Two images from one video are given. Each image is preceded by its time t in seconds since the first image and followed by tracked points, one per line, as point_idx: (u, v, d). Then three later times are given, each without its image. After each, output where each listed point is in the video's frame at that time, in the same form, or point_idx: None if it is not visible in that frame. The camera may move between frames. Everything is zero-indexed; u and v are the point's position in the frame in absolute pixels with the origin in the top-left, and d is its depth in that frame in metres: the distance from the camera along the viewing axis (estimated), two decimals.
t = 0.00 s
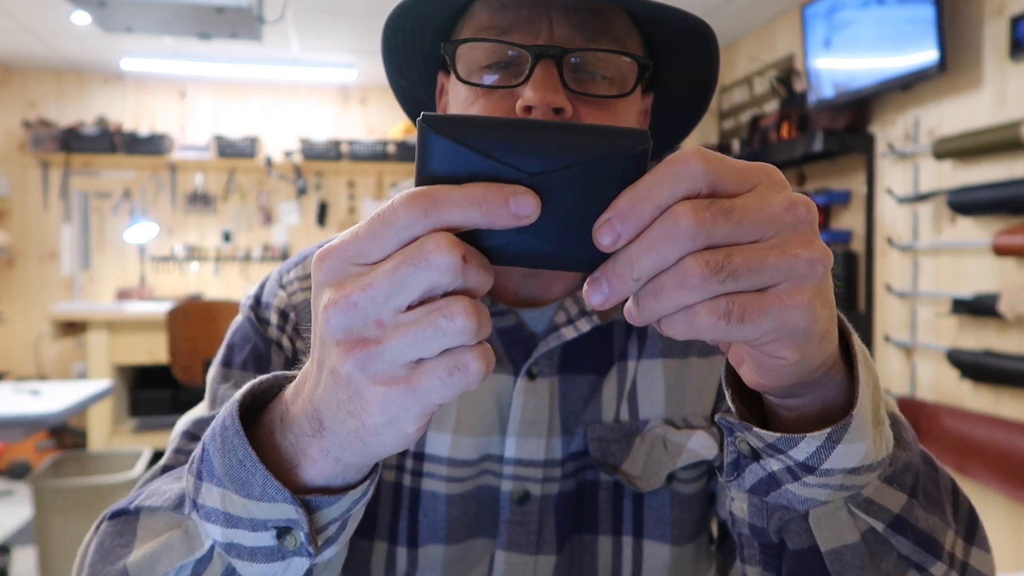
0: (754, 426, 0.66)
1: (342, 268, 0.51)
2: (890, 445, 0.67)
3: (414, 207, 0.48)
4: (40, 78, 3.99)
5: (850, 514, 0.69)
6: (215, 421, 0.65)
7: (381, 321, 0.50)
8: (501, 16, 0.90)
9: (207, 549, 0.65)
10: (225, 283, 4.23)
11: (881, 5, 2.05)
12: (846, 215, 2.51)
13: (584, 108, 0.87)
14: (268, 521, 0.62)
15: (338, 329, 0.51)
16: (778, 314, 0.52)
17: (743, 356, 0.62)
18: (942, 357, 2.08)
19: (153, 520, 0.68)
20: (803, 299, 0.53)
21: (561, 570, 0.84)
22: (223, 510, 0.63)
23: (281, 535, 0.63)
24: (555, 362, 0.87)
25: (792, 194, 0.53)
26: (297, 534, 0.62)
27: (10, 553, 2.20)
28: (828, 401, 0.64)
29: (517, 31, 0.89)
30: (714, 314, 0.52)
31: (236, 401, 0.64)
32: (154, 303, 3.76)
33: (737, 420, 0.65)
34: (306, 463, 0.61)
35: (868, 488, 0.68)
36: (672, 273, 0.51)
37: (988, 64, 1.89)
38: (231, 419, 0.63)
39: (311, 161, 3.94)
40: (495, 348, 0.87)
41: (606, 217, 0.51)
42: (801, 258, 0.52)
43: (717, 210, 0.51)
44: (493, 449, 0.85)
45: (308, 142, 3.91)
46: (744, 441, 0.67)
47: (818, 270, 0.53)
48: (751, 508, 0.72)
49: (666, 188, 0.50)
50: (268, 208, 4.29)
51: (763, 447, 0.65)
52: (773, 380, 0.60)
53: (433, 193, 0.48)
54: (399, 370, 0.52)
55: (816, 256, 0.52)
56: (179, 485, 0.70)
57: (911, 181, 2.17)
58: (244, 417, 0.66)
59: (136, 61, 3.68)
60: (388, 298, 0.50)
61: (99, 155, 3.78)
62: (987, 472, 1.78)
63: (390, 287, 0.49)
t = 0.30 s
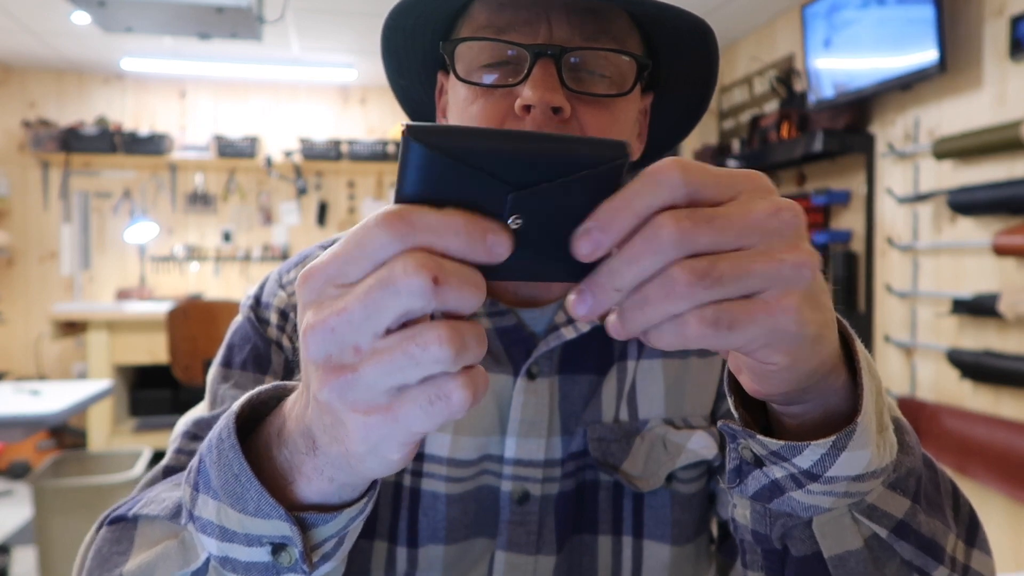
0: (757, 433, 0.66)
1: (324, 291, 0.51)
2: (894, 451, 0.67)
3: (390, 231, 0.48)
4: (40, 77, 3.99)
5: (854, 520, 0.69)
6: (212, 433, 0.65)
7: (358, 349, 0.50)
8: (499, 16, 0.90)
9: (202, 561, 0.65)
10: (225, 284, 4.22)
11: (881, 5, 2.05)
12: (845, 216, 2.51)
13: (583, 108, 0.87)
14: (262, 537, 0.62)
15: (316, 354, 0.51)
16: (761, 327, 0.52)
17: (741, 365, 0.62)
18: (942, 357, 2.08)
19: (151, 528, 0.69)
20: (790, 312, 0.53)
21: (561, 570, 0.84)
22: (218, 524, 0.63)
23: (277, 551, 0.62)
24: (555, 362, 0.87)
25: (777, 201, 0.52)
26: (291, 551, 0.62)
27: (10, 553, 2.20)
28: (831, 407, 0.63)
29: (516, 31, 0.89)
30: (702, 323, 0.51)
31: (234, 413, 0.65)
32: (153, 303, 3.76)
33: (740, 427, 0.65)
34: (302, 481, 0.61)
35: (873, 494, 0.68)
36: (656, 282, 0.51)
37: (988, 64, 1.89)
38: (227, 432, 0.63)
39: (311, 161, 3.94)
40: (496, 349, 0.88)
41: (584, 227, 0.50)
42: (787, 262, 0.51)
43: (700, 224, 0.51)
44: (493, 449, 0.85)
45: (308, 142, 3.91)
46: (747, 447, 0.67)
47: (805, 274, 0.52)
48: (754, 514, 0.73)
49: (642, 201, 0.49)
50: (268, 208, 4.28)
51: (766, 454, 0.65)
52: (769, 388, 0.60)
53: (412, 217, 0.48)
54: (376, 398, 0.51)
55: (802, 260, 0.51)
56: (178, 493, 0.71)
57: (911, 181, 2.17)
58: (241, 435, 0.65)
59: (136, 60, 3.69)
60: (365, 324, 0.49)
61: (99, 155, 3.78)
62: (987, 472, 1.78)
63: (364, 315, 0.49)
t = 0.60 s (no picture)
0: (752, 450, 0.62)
1: (491, 370, 0.40)
2: (892, 463, 0.65)
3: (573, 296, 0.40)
4: (40, 78, 3.99)
5: (851, 533, 0.68)
6: (222, 496, 0.57)
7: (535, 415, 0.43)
8: (497, 14, 0.90)
9: None
10: (225, 284, 4.22)
11: (881, 4, 2.05)
12: (845, 216, 2.51)
13: (582, 105, 0.86)
14: None
15: (499, 433, 0.41)
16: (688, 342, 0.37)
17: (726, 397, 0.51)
18: (942, 356, 2.08)
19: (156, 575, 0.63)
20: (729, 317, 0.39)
21: (561, 570, 0.84)
22: None
23: None
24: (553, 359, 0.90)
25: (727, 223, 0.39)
26: None
27: (10, 553, 2.20)
28: (829, 421, 0.60)
29: (515, 28, 0.89)
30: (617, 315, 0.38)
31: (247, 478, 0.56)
32: (154, 303, 3.76)
33: (733, 443, 0.61)
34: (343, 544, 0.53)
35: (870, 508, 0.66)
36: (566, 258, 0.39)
37: (988, 64, 1.89)
38: (246, 500, 0.55)
39: (311, 161, 3.94)
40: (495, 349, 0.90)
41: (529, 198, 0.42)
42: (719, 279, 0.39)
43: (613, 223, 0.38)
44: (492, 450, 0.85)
45: (308, 142, 3.91)
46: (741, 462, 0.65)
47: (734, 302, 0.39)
48: (750, 529, 0.71)
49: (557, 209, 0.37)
50: (268, 208, 4.28)
51: (761, 471, 0.62)
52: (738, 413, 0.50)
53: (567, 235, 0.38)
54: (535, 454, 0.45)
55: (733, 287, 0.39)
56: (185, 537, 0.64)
57: (912, 181, 2.16)
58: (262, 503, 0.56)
59: (136, 60, 3.69)
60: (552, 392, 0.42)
61: (99, 155, 3.78)
62: (987, 472, 1.78)
63: (555, 378, 0.41)
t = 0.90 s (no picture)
0: (773, 421, 0.66)
1: (318, 285, 0.40)
2: (906, 439, 0.68)
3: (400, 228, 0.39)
4: (40, 78, 4.00)
5: (867, 510, 0.69)
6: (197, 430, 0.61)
7: (339, 355, 0.38)
8: (499, 12, 0.91)
9: (186, 561, 0.63)
10: (225, 284, 4.22)
11: (881, 5, 2.05)
12: (846, 216, 2.51)
13: (583, 105, 0.86)
14: (243, 538, 0.58)
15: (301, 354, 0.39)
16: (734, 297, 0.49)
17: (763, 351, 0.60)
18: (942, 356, 2.08)
19: (141, 527, 0.66)
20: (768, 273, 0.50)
21: (561, 570, 0.84)
22: (201, 524, 0.60)
23: (257, 554, 0.59)
24: (554, 361, 0.89)
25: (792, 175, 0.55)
26: (270, 553, 0.58)
27: (10, 553, 2.20)
28: (849, 393, 0.64)
29: (516, 28, 0.90)
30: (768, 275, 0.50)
31: (220, 411, 0.59)
32: (154, 303, 3.76)
33: (754, 415, 0.65)
34: (280, 483, 0.57)
35: (885, 483, 0.68)
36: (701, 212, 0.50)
37: (989, 64, 1.89)
38: (210, 431, 0.58)
39: (311, 161, 3.94)
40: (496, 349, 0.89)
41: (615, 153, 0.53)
42: (818, 225, 0.52)
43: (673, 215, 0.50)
44: (493, 449, 0.85)
45: (308, 142, 3.91)
46: (758, 438, 0.67)
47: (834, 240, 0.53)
48: (766, 506, 0.72)
49: (625, 216, 0.50)
50: (268, 208, 4.28)
51: (781, 442, 0.65)
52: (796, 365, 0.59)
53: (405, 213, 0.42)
54: (355, 414, 0.39)
55: (830, 226, 0.53)
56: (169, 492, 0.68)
57: (912, 181, 2.17)
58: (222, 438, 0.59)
59: (137, 61, 3.69)
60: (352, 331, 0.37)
61: (99, 155, 3.78)
62: (987, 472, 1.78)
63: (352, 312, 0.37)
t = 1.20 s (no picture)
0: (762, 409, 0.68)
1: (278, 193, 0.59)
2: (895, 432, 0.69)
3: (333, 146, 0.54)
4: (40, 78, 3.99)
5: (857, 501, 0.69)
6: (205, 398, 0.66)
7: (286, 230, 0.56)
8: (499, 13, 0.90)
9: (181, 526, 0.66)
10: (226, 284, 4.22)
11: (881, 5, 2.05)
12: (846, 216, 2.52)
13: (583, 106, 0.87)
14: (235, 501, 0.62)
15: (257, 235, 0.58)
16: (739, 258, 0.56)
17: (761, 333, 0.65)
18: (941, 356, 2.08)
19: (145, 497, 0.71)
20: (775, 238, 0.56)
21: (561, 570, 0.84)
22: (198, 487, 0.64)
23: (247, 518, 0.63)
24: (555, 362, 0.88)
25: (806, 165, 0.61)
26: (259, 517, 0.63)
27: (10, 553, 2.20)
28: (839, 378, 0.66)
29: (516, 29, 0.90)
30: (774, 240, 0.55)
31: (229, 377, 0.65)
32: (154, 303, 3.76)
33: (745, 403, 0.68)
34: (263, 432, 0.63)
35: (875, 472, 0.68)
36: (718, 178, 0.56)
37: (989, 64, 1.89)
38: (219, 394, 0.64)
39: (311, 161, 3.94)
40: (497, 351, 0.89)
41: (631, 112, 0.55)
42: (828, 202, 0.59)
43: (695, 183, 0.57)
44: (495, 450, 0.85)
45: (308, 142, 3.91)
46: (750, 426, 0.69)
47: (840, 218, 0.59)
48: (757, 495, 0.74)
49: (648, 182, 0.56)
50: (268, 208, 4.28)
51: (770, 430, 0.67)
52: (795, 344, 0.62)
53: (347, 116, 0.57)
54: (297, 272, 0.55)
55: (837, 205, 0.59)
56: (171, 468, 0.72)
57: (911, 181, 2.17)
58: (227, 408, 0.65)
59: (136, 60, 3.69)
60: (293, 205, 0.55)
61: (99, 155, 3.78)
62: (987, 471, 1.78)
63: (294, 199, 0.55)
